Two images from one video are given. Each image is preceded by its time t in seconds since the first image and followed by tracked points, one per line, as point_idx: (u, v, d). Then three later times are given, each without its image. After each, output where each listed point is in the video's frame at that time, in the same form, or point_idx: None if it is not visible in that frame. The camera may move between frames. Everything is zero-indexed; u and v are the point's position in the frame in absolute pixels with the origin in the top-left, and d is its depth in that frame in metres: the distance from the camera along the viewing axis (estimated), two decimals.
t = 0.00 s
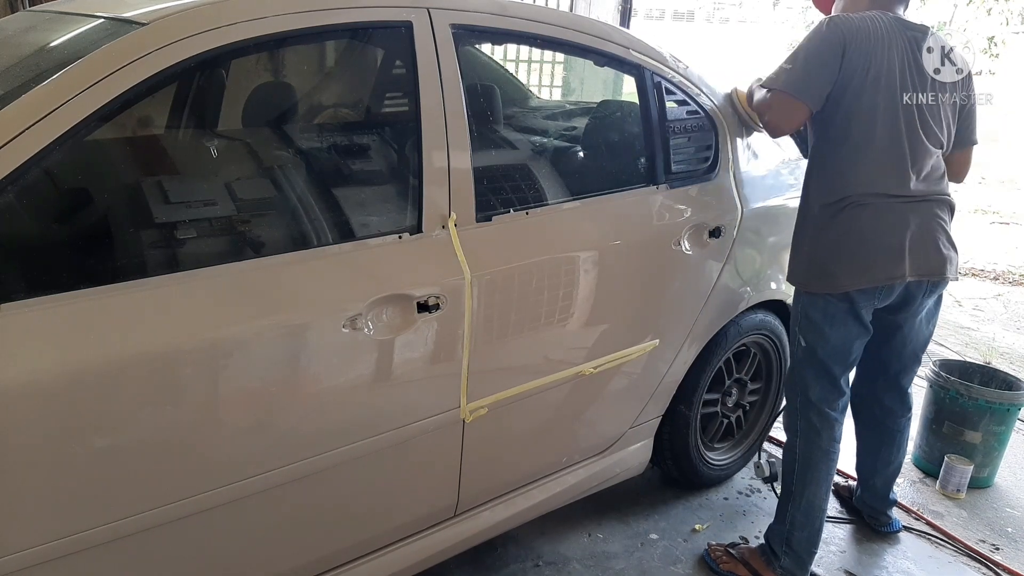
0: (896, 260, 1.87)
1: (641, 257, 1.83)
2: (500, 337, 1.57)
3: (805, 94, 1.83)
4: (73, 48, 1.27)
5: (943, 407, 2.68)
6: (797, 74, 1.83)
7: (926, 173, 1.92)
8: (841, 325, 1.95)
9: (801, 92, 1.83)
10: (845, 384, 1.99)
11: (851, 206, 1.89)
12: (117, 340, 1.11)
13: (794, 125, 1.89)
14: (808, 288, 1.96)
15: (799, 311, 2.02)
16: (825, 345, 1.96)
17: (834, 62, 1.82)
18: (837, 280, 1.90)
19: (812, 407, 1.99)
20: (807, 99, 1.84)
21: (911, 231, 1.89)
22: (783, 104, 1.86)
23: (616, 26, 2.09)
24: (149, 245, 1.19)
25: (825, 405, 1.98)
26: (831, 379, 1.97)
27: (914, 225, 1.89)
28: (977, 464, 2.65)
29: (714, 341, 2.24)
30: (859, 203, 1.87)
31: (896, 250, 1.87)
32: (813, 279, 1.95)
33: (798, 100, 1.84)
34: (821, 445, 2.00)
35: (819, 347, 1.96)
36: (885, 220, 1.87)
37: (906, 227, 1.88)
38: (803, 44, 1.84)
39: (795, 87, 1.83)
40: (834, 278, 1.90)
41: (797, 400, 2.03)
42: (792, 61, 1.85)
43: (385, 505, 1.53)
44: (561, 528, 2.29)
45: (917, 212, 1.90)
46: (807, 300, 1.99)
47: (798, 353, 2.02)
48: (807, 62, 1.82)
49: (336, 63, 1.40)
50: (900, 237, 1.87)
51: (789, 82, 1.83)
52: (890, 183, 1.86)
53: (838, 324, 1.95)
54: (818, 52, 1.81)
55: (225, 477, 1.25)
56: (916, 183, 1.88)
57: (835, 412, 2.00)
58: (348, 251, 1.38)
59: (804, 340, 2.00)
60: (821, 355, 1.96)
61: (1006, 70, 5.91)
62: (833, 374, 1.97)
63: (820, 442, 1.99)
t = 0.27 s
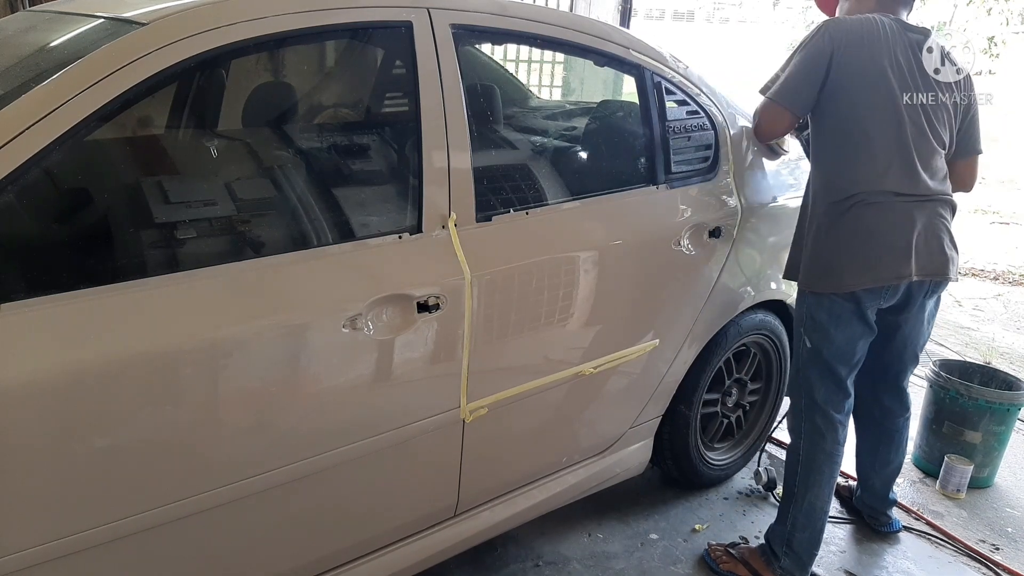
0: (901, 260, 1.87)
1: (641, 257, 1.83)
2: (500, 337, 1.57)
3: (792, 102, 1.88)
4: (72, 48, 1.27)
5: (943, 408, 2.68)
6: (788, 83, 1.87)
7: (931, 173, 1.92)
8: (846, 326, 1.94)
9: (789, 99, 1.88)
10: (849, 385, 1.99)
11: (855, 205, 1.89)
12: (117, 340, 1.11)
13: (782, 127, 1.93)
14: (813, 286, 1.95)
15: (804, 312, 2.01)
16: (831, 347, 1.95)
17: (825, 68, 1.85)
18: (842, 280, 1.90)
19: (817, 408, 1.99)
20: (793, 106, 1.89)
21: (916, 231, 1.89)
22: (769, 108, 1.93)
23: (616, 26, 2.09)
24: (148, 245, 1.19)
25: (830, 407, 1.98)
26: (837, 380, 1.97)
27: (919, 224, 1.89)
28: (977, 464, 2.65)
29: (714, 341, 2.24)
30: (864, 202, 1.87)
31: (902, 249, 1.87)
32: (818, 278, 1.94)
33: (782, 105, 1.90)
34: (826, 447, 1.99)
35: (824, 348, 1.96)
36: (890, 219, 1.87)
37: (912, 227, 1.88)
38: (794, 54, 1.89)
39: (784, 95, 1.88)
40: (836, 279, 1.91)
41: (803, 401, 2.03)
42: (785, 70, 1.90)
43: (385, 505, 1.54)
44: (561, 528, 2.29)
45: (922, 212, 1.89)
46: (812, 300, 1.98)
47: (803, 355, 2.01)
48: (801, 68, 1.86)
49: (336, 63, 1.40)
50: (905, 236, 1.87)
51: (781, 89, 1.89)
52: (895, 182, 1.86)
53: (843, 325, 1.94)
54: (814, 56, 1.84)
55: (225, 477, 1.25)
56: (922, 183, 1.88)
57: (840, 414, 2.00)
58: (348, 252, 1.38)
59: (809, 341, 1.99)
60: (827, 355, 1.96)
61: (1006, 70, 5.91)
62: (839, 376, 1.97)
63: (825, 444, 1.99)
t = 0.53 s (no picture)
0: (902, 262, 1.88)
1: (641, 257, 1.83)
2: (500, 337, 1.57)
3: (810, 96, 1.81)
4: (73, 48, 1.27)
5: (943, 408, 2.68)
6: (800, 78, 1.80)
7: (931, 174, 1.93)
8: (845, 327, 1.94)
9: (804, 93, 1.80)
10: (848, 386, 1.99)
11: (859, 206, 1.88)
12: (117, 339, 1.11)
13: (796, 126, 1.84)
14: (817, 288, 1.95)
15: (803, 313, 2.01)
16: (830, 348, 1.95)
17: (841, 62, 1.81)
18: (844, 281, 1.90)
19: (817, 410, 1.99)
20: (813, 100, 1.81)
21: (917, 233, 1.89)
22: (785, 105, 1.83)
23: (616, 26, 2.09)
24: (148, 245, 1.19)
25: (829, 408, 1.98)
26: (836, 381, 1.97)
27: (920, 226, 1.90)
28: (977, 464, 2.65)
29: (714, 341, 2.24)
30: (867, 204, 1.87)
31: (903, 251, 1.87)
32: (820, 279, 1.94)
33: (801, 101, 1.82)
34: (825, 448, 1.99)
35: (823, 349, 1.96)
36: (892, 221, 1.87)
37: (914, 229, 1.88)
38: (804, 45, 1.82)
39: (801, 88, 1.80)
40: (837, 279, 1.91)
41: (801, 402, 2.03)
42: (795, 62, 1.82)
43: (385, 505, 1.54)
44: (561, 528, 2.29)
45: (923, 214, 1.90)
46: (812, 301, 1.98)
47: (802, 356, 2.01)
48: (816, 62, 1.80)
49: (336, 63, 1.40)
50: (907, 238, 1.88)
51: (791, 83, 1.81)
52: (898, 184, 1.86)
53: (843, 326, 1.94)
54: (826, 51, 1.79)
55: (225, 477, 1.25)
56: (922, 185, 1.89)
57: (840, 415, 2.00)
58: (348, 252, 1.38)
59: (808, 342, 1.99)
60: (826, 356, 1.96)
61: (1006, 70, 5.91)
62: (838, 377, 1.97)
63: (825, 445, 1.99)
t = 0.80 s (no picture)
0: (900, 263, 1.87)
1: (641, 257, 1.83)
2: (500, 337, 1.57)
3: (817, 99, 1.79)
4: (73, 48, 1.27)
5: (943, 408, 2.68)
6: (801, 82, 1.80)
7: (931, 176, 1.93)
8: (843, 327, 1.95)
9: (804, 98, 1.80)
10: (843, 386, 2.00)
11: (857, 207, 1.88)
12: (117, 339, 1.11)
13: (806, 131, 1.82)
14: (813, 288, 1.96)
15: (801, 313, 2.01)
16: (827, 347, 1.95)
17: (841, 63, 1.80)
18: (841, 282, 1.90)
19: (812, 407, 1.99)
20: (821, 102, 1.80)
21: (916, 234, 1.89)
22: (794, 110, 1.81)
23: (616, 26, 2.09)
24: (149, 245, 1.19)
25: (824, 406, 1.98)
26: (831, 380, 1.97)
27: (919, 227, 1.89)
28: (977, 464, 2.65)
29: (714, 341, 2.24)
30: (866, 204, 1.87)
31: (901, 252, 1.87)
32: (818, 279, 1.94)
33: (808, 105, 1.80)
34: (821, 446, 2.00)
35: (819, 349, 1.96)
36: (890, 222, 1.87)
37: (912, 230, 1.88)
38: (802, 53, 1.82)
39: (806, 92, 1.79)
40: (836, 280, 1.90)
41: (797, 400, 2.03)
42: (796, 69, 1.82)
43: (385, 505, 1.54)
44: (561, 528, 2.29)
45: (922, 216, 1.89)
46: (810, 301, 1.98)
47: (799, 354, 2.02)
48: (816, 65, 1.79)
49: (336, 63, 1.40)
50: (905, 240, 1.87)
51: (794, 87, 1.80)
52: (896, 185, 1.85)
53: (841, 326, 1.95)
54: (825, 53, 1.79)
55: (226, 476, 1.25)
56: (920, 187, 1.89)
57: (835, 414, 2.01)
58: (348, 252, 1.38)
59: (806, 341, 2.00)
60: (822, 355, 1.96)
61: (1006, 70, 5.91)
62: (833, 376, 1.97)
63: (820, 443, 1.99)
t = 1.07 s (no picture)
0: (906, 261, 1.87)
1: (641, 257, 1.83)
2: (500, 337, 1.57)
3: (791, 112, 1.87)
4: (73, 49, 1.27)
5: (943, 408, 2.68)
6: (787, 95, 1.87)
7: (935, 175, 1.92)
8: (834, 326, 1.95)
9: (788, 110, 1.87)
10: (826, 384, 2.00)
11: (861, 207, 1.87)
12: (117, 339, 1.11)
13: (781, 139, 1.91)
14: (816, 284, 1.94)
15: (793, 310, 2.01)
16: (815, 345, 1.95)
17: (823, 73, 1.84)
18: (846, 282, 1.89)
19: (794, 404, 1.99)
20: (794, 115, 1.88)
21: (921, 232, 1.89)
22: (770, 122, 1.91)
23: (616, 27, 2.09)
24: (149, 245, 1.19)
25: (805, 402, 1.99)
26: (814, 377, 1.98)
27: (923, 226, 1.89)
28: (977, 464, 2.65)
29: (714, 341, 2.24)
30: (870, 204, 1.86)
31: (906, 251, 1.87)
32: (821, 278, 1.93)
33: (786, 117, 1.88)
34: (803, 440, 2.00)
35: (808, 347, 1.96)
36: (896, 221, 1.86)
37: (917, 228, 1.87)
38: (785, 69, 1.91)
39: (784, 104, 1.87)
40: (838, 281, 1.90)
41: (779, 396, 2.03)
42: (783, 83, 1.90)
43: (385, 505, 1.53)
44: (561, 528, 2.29)
45: (927, 214, 1.89)
46: (806, 299, 1.97)
47: (786, 351, 2.02)
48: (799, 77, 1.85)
49: (336, 63, 1.40)
50: (910, 238, 1.87)
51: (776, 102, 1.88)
52: (900, 183, 1.85)
53: (832, 324, 1.95)
54: (811, 63, 1.84)
55: (226, 476, 1.25)
56: (927, 184, 1.88)
57: (817, 409, 2.01)
58: (348, 252, 1.38)
59: (794, 338, 1.99)
60: (809, 354, 1.96)
61: (1006, 70, 5.91)
62: (817, 374, 1.97)
63: (802, 439, 2.00)
